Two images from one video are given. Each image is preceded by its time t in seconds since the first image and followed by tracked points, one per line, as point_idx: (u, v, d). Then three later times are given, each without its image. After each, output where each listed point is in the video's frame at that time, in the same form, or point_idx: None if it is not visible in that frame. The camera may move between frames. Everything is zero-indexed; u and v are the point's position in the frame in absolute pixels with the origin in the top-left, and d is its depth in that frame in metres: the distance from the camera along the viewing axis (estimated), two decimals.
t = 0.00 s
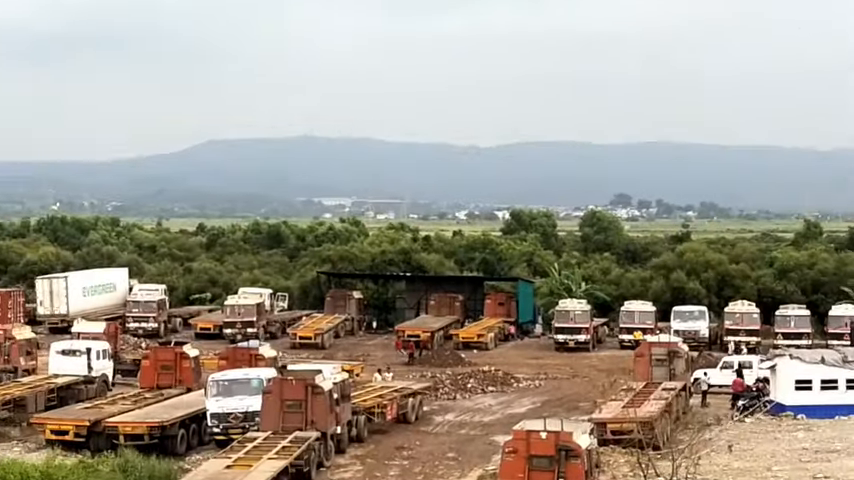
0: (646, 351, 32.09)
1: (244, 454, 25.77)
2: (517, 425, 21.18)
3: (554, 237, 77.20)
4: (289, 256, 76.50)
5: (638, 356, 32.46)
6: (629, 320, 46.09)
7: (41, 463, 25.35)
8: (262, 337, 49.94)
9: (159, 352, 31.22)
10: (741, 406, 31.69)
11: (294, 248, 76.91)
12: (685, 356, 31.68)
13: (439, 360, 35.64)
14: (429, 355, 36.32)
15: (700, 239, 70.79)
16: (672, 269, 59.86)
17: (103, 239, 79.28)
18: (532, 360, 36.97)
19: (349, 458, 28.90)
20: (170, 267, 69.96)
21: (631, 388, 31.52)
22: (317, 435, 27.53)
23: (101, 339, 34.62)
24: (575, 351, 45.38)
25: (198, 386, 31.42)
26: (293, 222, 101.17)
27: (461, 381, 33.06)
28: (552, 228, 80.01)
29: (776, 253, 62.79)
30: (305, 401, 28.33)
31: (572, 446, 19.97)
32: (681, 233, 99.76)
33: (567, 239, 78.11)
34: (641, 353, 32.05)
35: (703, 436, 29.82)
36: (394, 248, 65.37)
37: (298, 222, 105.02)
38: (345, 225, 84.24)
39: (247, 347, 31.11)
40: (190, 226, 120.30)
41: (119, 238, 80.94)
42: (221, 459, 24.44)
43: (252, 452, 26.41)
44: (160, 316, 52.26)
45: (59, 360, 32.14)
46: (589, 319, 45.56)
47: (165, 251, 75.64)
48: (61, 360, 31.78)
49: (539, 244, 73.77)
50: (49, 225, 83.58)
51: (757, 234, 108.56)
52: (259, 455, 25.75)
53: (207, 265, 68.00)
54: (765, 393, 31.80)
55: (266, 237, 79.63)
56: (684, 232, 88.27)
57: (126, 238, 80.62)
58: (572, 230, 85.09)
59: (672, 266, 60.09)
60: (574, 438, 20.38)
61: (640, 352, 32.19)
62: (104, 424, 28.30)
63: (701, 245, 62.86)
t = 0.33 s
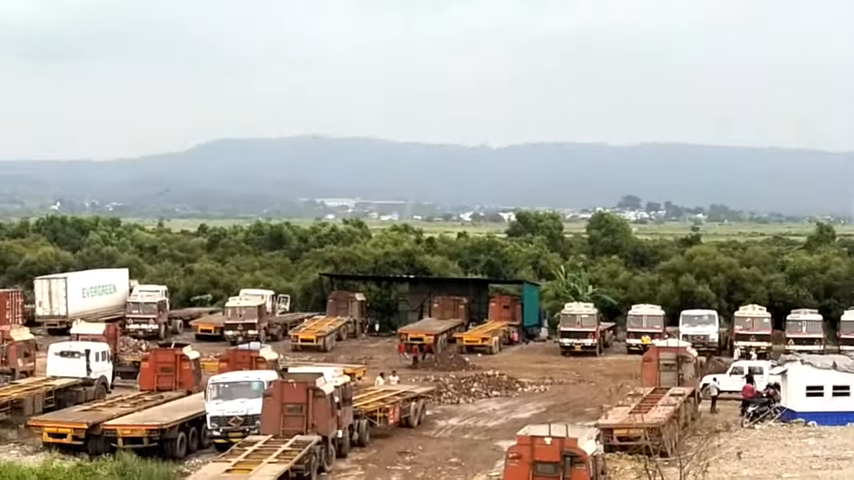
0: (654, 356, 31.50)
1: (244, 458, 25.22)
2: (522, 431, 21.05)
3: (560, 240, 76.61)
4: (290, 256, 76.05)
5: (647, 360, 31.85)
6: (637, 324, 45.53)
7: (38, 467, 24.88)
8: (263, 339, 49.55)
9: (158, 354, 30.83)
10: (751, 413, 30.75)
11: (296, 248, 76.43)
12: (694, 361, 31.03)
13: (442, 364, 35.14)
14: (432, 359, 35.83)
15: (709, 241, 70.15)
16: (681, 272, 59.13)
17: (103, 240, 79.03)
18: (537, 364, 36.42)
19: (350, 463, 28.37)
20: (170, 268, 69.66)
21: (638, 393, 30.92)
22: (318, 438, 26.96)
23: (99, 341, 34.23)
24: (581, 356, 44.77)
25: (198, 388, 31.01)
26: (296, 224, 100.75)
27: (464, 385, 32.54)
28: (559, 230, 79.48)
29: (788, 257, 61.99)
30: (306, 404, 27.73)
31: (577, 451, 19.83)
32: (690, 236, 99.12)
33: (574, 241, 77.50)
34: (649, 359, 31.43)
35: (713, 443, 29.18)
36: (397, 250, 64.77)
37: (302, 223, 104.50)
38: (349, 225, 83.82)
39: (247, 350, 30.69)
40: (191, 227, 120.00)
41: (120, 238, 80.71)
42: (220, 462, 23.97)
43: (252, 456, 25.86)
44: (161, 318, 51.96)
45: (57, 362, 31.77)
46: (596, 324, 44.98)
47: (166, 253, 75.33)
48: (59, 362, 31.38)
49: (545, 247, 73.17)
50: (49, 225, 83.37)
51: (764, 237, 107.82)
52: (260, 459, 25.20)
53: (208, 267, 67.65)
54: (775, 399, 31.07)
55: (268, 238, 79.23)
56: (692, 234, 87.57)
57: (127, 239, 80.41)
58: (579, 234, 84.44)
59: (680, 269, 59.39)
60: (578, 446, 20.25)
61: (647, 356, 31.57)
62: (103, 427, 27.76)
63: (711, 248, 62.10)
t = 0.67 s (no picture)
0: (617, 356, 31.98)
1: (212, 456, 25.44)
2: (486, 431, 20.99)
3: (525, 241, 77.12)
4: (258, 256, 76.41)
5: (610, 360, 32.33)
6: (601, 325, 46.06)
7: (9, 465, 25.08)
8: (232, 339, 49.96)
9: (127, 353, 31.30)
10: (712, 412, 31.23)
11: (265, 248, 76.74)
12: (656, 361, 31.50)
13: (408, 363, 35.68)
14: (398, 358, 36.33)
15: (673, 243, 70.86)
16: (644, 273, 59.42)
17: (72, 239, 79.28)
18: (501, 364, 36.93)
19: (317, 461, 28.70)
20: (139, 268, 69.96)
21: (601, 392, 31.41)
22: (286, 437, 27.19)
23: (68, 340, 34.65)
24: (546, 356, 45.31)
25: (167, 387, 31.46)
26: (265, 224, 101.06)
27: (430, 384, 33.06)
28: (525, 231, 79.98)
29: (751, 258, 62.58)
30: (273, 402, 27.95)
31: (540, 450, 20.16)
32: (654, 237, 99.98)
33: (539, 242, 78.21)
34: (612, 358, 31.87)
35: (674, 441, 29.63)
36: (364, 250, 65.04)
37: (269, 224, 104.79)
38: (317, 225, 84.19)
39: (216, 349, 31.14)
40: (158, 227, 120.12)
41: (89, 238, 80.96)
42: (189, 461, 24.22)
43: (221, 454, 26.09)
44: (131, 317, 52.31)
45: (28, 360, 32.18)
46: (561, 324, 45.50)
47: (135, 253, 75.63)
48: (29, 361, 31.76)
49: (510, 247, 73.68)
50: (18, 224, 83.57)
51: (726, 239, 108.80)
52: (228, 457, 25.43)
53: (177, 267, 67.99)
54: (735, 399, 31.52)
55: (238, 239, 79.62)
56: (657, 235, 88.27)
57: (96, 239, 80.65)
58: (544, 235, 84.99)
59: (643, 270, 59.71)
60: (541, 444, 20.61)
61: (610, 356, 32.01)
62: (72, 425, 28.13)
63: (674, 250, 62.65)
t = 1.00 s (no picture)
0: (566, 346, 31.43)
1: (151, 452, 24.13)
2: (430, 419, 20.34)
3: (474, 229, 76.56)
4: (200, 245, 75.49)
5: (558, 350, 31.79)
6: (550, 314, 45.51)
7: None
8: (172, 329, 49.30)
9: (64, 344, 30.60)
10: (661, 402, 30.79)
11: (207, 238, 75.88)
12: (605, 351, 31.05)
13: (354, 354, 35.20)
14: (343, 350, 35.76)
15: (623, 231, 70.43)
16: (594, 262, 58.91)
17: (8, 226, 78.03)
18: (449, 355, 36.39)
19: (260, 455, 27.75)
20: (76, 256, 68.84)
21: (549, 383, 30.83)
22: (227, 431, 25.99)
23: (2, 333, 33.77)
24: (494, 346, 44.79)
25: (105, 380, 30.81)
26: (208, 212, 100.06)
27: (376, 376, 32.45)
28: (474, 219, 79.41)
29: (702, 246, 62.33)
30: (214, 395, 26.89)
31: (487, 442, 19.60)
32: (603, 225, 99.67)
33: (488, 230, 77.71)
34: (561, 348, 31.44)
35: (622, 433, 29.06)
36: (309, 239, 64.20)
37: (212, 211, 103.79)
38: (260, 213, 83.35)
39: (155, 340, 30.45)
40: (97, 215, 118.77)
41: (26, 226, 79.71)
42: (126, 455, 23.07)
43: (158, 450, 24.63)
44: (67, 307, 51.51)
45: None
46: (509, 314, 44.98)
47: (73, 241, 74.45)
48: None
49: (459, 235, 73.01)
50: None
51: (674, 227, 108.68)
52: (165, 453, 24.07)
53: (115, 256, 66.95)
54: (686, 389, 31.06)
55: (178, 227, 78.62)
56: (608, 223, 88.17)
57: (32, 226, 79.41)
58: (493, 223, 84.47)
59: (593, 259, 59.07)
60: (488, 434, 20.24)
61: (559, 346, 31.58)
62: (6, 419, 27.30)
63: (624, 238, 62.25)
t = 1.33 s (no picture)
0: (477, 322, 30.63)
1: (47, 432, 22.24)
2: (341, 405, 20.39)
3: (383, 202, 75.66)
4: (99, 220, 73.78)
5: (470, 326, 30.97)
6: (461, 289, 44.78)
7: None
8: (68, 307, 47.97)
9: None
10: (575, 379, 29.96)
11: (106, 212, 74.27)
12: (517, 327, 30.27)
13: (259, 333, 34.23)
14: (247, 329, 34.79)
15: (534, 205, 69.85)
16: (506, 236, 57.92)
17: None
18: (357, 332, 35.48)
19: (160, 437, 26.42)
20: None
21: (460, 361, 29.98)
22: (126, 412, 24.38)
23: None
24: (404, 323, 43.98)
25: None
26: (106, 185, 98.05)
27: (281, 354, 31.46)
28: (382, 193, 78.47)
29: (614, 220, 62.06)
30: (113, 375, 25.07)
31: (395, 421, 19.94)
32: (514, 198, 99.06)
33: (398, 204, 76.81)
34: (472, 324, 30.58)
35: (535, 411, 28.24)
36: (212, 212, 62.90)
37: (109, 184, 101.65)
38: (162, 187, 81.66)
39: (50, 319, 29.23)
40: None
41: None
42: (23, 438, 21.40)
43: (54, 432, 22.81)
44: None
45: None
46: (420, 289, 44.18)
47: None
48: None
49: (370, 209, 71.94)
50: None
51: (583, 201, 108.45)
52: (62, 434, 22.24)
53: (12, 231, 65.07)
54: (599, 366, 30.31)
55: (75, 201, 76.76)
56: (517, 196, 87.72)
57: None
58: (403, 197, 83.54)
59: (506, 233, 58.20)
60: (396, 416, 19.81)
61: (471, 321, 30.72)
62: None
63: (536, 211, 61.28)
